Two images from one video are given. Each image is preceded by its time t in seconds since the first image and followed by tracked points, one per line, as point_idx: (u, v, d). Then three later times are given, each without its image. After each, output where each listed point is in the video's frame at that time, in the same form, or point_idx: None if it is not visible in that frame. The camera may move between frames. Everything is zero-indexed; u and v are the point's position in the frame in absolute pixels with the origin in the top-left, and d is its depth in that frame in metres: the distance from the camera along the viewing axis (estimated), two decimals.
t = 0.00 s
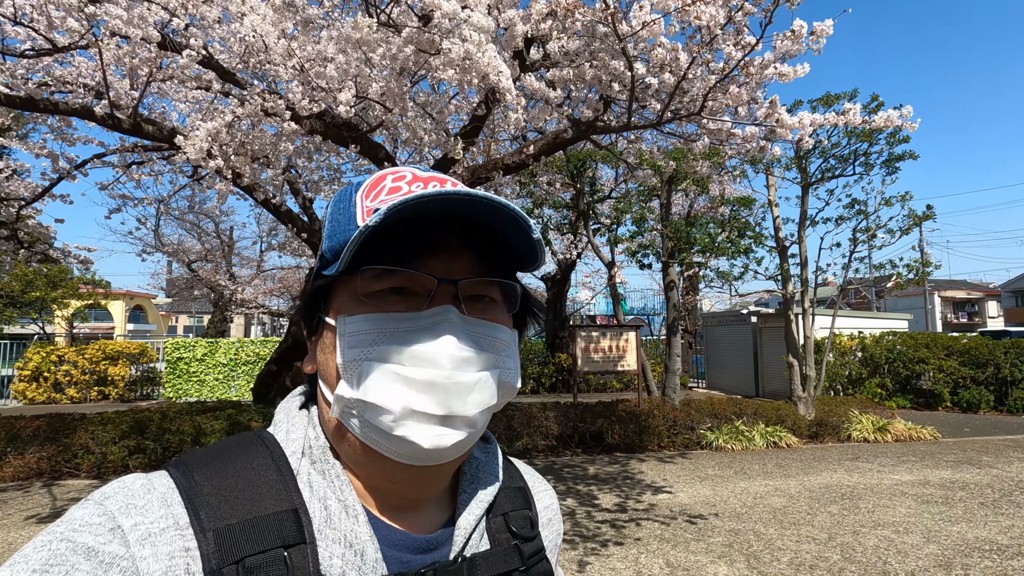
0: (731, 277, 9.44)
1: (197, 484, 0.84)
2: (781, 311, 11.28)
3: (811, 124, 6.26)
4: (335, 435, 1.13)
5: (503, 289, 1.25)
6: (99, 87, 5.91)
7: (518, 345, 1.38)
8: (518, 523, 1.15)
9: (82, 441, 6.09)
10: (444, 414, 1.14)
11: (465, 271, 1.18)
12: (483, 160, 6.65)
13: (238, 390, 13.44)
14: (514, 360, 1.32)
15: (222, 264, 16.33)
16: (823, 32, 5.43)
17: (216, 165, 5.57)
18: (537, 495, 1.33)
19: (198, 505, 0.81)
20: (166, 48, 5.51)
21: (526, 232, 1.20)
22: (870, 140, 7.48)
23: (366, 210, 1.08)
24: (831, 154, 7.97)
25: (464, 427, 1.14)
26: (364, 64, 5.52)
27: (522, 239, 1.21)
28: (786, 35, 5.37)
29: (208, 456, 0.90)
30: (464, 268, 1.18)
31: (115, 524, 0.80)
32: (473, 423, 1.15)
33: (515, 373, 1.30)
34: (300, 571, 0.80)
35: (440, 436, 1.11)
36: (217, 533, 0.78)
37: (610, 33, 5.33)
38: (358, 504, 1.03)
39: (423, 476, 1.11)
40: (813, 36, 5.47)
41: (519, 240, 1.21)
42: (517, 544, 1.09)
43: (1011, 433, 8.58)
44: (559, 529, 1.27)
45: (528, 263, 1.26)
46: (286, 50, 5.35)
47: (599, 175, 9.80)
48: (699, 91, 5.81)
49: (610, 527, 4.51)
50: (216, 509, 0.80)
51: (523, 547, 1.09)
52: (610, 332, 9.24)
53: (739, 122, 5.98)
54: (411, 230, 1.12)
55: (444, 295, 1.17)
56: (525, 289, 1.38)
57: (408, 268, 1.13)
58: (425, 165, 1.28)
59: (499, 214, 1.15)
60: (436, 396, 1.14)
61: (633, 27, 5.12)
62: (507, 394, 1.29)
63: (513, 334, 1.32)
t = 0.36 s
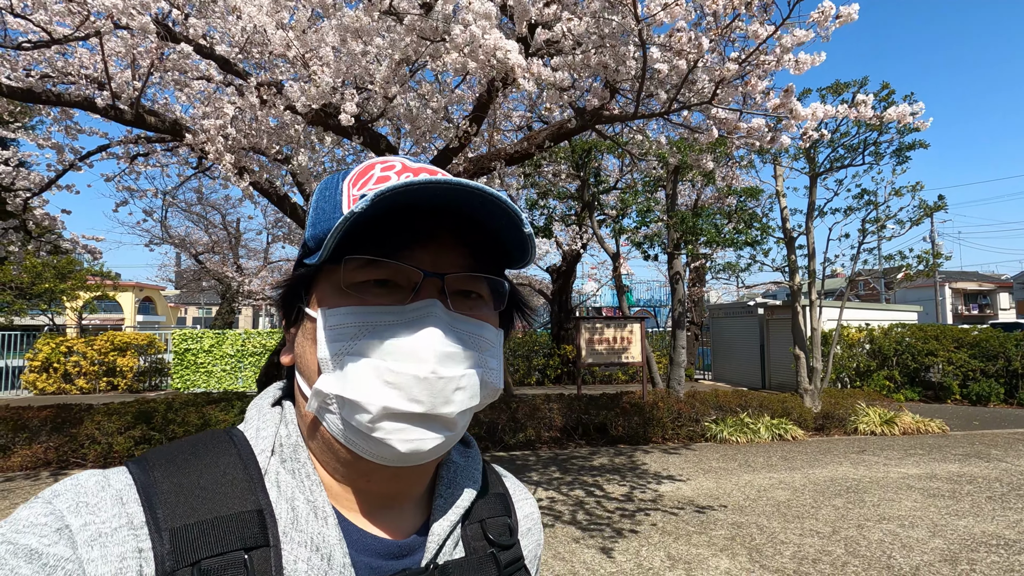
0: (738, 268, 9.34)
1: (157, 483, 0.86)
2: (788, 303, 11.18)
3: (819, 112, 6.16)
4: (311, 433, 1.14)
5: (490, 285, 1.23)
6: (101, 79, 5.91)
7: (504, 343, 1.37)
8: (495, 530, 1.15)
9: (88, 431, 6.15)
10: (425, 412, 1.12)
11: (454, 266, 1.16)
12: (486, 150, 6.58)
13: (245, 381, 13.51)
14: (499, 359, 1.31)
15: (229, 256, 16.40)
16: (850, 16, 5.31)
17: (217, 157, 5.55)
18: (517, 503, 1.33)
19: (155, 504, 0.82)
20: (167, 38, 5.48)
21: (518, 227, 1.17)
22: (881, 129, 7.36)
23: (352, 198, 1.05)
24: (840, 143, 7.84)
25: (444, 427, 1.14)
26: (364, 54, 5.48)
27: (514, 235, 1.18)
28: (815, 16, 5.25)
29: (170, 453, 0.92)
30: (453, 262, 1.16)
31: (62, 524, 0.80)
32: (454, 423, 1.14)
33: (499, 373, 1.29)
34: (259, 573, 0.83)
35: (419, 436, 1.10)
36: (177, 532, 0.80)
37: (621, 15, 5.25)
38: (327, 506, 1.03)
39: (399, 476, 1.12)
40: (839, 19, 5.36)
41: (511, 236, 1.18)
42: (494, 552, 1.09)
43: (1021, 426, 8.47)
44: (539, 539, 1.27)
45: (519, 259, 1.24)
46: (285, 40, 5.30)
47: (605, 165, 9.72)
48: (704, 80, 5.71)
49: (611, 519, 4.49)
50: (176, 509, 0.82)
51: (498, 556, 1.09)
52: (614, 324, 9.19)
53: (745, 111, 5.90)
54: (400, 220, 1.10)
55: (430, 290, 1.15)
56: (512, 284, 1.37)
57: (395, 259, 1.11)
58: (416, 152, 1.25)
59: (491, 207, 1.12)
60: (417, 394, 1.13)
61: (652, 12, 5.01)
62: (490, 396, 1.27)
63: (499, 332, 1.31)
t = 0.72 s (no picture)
0: (734, 273, 9.30)
1: (118, 487, 0.81)
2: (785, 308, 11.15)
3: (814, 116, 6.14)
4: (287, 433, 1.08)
5: (478, 280, 1.19)
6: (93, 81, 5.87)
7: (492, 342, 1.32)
8: (482, 542, 1.11)
9: (77, 437, 6.09)
10: (409, 414, 1.07)
11: (440, 259, 1.12)
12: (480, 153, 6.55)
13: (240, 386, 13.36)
14: (488, 359, 1.26)
15: (225, 261, 16.34)
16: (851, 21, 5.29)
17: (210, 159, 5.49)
18: (506, 513, 1.28)
19: (116, 510, 0.78)
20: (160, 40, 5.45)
21: (509, 218, 1.14)
22: (876, 134, 7.35)
23: (332, 185, 1.01)
24: (836, 148, 7.84)
25: (429, 430, 1.09)
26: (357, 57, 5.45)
27: (505, 227, 1.14)
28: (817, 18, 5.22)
29: (136, 454, 0.87)
30: (440, 255, 1.11)
31: (9, 533, 0.76)
32: (440, 424, 1.10)
33: (487, 371, 1.24)
34: None
35: (402, 439, 1.05)
36: (139, 538, 0.75)
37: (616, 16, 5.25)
38: (304, 513, 0.98)
39: (381, 481, 1.07)
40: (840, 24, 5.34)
41: (503, 227, 1.15)
42: (481, 565, 1.05)
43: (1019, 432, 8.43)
44: (527, 551, 1.23)
45: (510, 252, 1.21)
46: (276, 41, 5.26)
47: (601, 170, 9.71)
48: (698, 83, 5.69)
49: (605, 527, 4.42)
50: (140, 514, 0.77)
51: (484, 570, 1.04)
52: (610, 329, 9.14)
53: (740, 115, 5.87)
54: (383, 209, 1.05)
55: (415, 284, 1.10)
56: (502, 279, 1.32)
57: (378, 251, 1.07)
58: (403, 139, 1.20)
59: (481, 196, 1.08)
60: (401, 394, 1.07)
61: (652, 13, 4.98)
62: (478, 393, 1.22)
63: (487, 330, 1.27)
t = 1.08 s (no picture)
0: (733, 276, 9.30)
1: (34, 514, 0.76)
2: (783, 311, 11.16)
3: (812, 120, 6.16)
4: (246, 438, 1.06)
5: (457, 260, 1.19)
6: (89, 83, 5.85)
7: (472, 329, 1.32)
8: (471, 547, 1.11)
9: (72, 441, 6.06)
10: (383, 409, 1.04)
11: (414, 238, 1.10)
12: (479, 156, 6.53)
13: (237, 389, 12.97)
14: (467, 348, 1.26)
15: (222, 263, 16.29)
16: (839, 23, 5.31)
17: (206, 162, 5.47)
18: (498, 514, 1.28)
19: (27, 540, 0.73)
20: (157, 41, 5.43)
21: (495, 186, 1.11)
22: (874, 137, 7.37)
23: (289, 151, 0.99)
24: (834, 151, 7.86)
25: (407, 425, 1.07)
26: (356, 60, 5.43)
27: (487, 195, 1.12)
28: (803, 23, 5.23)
29: (54, 478, 0.82)
30: (414, 231, 1.09)
31: None
32: (418, 422, 1.08)
33: (467, 362, 1.26)
34: None
35: (375, 440, 1.02)
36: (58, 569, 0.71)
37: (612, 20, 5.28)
38: (261, 529, 0.96)
39: (352, 486, 1.05)
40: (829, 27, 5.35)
41: (487, 198, 1.13)
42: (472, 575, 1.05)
43: (1017, 435, 8.44)
44: (522, 554, 1.23)
45: (495, 226, 1.19)
46: (275, 44, 5.24)
47: (599, 174, 9.73)
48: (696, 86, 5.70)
49: (603, 531, 4.40)
50: (64, 541, 0.74)
51: None
52: (609, 332, 9.12)
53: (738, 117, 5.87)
54: (352, 179, 1.02)
55: (388, 265, 1.07)
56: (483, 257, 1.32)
57: (346, 228, 1.04)
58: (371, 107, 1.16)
59: (461, 162, 1.06)
60: (374, 389, 1.05)
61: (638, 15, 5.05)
62: (459, 386, 1.24)
63: (466, 316, 1.26)
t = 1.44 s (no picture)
0: (731, 279, 9.36)
1: (52, 502, 0.79)
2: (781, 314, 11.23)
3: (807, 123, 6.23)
4: (249, 428, 1.09)
5: (439, 236, 1.24)
6: (91, 86, 5.88)
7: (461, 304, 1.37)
8: (477, 524, 1.15)
9: (72, 443, 6.05)
10: (379, 386, 1.08)
11: (394, 219, 1.14)
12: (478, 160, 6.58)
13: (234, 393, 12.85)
14: (456, 322, 1.30)
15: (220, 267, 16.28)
16: (813, 14, 5.39)
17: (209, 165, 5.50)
18: (501, 496, 1.33)
19: (45, 527, 0.75)
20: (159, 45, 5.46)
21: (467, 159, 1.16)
22: (870, 141, 7.45)
23: (257, 141, 1.02)
24: (830, 155, 7.94)
25: (405, 400, 1.10)
26: (357, 64, 5.47)
27: (461, 168, 1.16)
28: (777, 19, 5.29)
29: (69, 470, 0.85)
30: (390, 212, 1.13)
31: None
32: (415, 395, 1.12)
33: (460, 335, 1.31)
34: None
35: (375, 416, 1.06)
36: (78, 553, 0.74)
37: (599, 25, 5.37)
38: (272, 510, 0.98)
39: (355, 465, 1.09)
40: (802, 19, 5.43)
41: (460, 172, 1.17)
42: (477, 549, 1.08)
43: (1013, 437, 8.51)
44: (526, 533, 1.27)
45: (470, 199, 1.24)
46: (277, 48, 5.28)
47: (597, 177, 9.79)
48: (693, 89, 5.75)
49: (602, 531, 4.42)
50: (82, 528, 0.76)
51: (482, 552, 1.08)
52: (608, 334, 9.17)
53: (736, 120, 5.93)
54: (322, 165, 1.05)
55: (371, 247, 1.11)
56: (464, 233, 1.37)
57: (324, 215, 1.08)
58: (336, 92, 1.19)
59: (430, 141, 1.10)
60: (369, 367, 1.08)
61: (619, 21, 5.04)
62: (454, 357, 1.29)
63: (454, 291, 1.31)
